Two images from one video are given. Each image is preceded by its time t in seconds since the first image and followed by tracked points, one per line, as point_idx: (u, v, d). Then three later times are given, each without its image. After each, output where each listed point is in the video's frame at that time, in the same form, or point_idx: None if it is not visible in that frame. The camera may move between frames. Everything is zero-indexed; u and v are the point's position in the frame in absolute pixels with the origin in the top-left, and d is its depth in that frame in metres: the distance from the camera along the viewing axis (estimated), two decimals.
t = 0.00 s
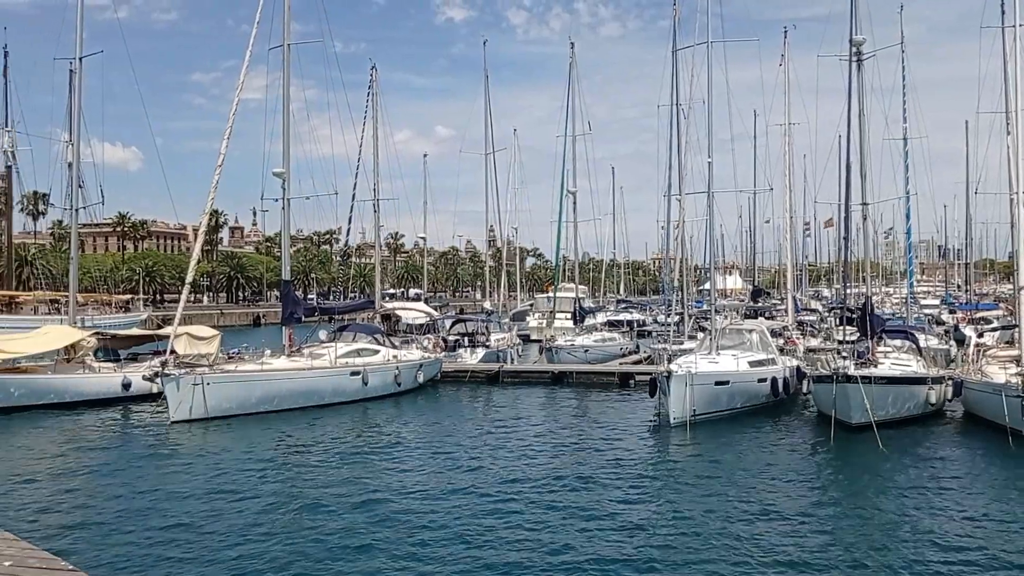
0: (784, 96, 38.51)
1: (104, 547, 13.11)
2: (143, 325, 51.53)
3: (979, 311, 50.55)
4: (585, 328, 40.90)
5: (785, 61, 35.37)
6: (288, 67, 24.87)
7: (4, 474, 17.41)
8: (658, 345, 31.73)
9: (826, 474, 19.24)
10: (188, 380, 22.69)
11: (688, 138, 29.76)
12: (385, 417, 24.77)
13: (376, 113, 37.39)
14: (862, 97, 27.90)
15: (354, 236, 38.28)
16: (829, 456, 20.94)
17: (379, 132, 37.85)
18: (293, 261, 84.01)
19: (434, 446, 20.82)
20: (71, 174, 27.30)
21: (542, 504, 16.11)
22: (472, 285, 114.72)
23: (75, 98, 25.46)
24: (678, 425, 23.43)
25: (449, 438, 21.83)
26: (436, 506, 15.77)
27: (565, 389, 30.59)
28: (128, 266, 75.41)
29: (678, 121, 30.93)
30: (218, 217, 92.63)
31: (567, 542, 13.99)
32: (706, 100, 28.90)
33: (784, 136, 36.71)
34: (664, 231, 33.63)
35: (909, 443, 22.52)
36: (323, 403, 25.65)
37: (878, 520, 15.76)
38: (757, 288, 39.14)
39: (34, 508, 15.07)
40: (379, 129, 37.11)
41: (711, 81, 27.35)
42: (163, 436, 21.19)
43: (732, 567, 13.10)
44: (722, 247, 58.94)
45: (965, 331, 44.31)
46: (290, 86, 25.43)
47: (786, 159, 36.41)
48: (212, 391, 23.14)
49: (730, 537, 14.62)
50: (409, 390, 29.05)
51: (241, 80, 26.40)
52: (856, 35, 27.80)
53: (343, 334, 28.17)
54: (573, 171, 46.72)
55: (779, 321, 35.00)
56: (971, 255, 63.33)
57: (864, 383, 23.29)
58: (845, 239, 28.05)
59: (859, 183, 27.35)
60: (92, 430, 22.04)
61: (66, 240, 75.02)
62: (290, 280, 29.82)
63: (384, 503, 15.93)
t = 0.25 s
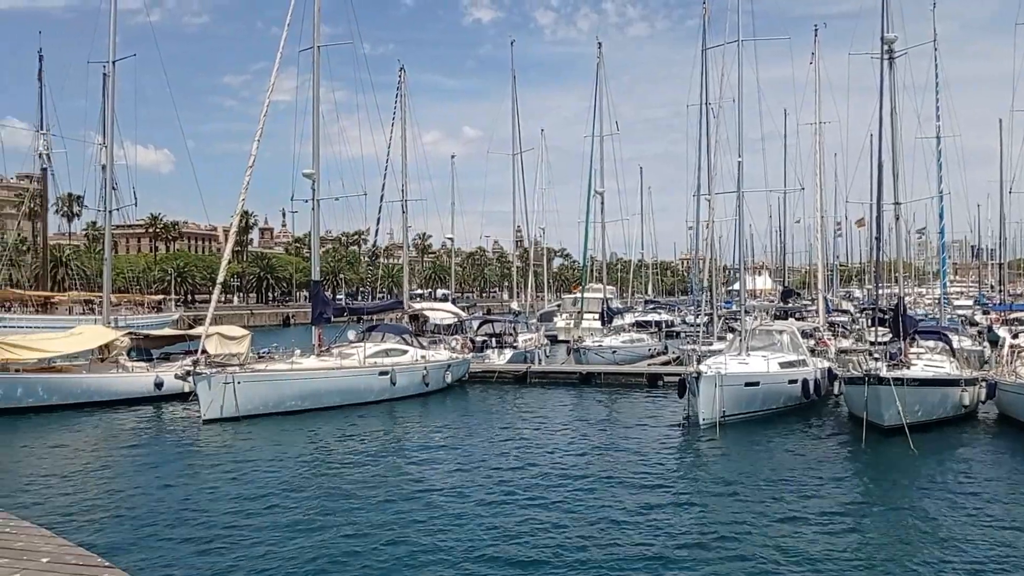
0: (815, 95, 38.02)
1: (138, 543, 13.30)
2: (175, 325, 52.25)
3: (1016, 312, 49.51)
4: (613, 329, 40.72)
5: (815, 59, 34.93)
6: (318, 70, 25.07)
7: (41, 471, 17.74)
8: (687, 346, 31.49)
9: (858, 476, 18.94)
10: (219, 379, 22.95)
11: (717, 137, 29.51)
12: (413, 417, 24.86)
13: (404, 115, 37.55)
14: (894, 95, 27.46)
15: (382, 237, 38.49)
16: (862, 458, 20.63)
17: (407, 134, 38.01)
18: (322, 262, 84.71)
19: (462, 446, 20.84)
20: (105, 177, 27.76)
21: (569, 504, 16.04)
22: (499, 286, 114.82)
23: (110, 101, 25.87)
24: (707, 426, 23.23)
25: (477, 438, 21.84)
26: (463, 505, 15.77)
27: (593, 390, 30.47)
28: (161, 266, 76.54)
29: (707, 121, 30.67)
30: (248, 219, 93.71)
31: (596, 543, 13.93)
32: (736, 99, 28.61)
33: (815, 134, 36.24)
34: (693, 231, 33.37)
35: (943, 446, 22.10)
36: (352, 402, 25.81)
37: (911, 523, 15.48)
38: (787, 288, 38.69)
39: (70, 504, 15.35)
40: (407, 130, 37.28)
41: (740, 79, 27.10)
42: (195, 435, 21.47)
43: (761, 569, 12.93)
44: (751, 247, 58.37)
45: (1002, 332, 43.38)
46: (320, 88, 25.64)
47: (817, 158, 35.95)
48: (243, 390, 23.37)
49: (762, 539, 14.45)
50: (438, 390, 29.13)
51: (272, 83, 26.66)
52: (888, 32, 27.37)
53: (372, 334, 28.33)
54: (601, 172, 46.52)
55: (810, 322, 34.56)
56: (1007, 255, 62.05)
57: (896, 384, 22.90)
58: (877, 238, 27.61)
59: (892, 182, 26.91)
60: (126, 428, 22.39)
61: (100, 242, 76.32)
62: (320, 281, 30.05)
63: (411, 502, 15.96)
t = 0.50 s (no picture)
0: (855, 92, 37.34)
1: (179, 540, 13.51)
2: (214, 325, 53.06)
3: None
4: (648, 330, 40.42)
5: (855, 56, 34.30)
6: (354, 73, 25.25)
7: (85, 468, 18.11)
8: (723, 347, 31.10)
9: (901, 480, 18.50)
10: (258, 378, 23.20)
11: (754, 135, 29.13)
12: (448, 417, 24.93)
13: (439, 116, 37.69)
14: (938, 91, 26.84)
15: (417, 237, 38.65)
16: (904, 461, 20.19)
17: (442, 135, 38.15)
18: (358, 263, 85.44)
19: (496, 447, 20.81)
20: (147, 180, 28.28)
21: (603, 505, 15.93)
22: (533, 287, 114.75)
23: (151, 105, 26.35)
24: (745, 428, 22.91)
25: (511, 438, 21.80)
26: (497, 505, 15.74)
27: (628, 391, 30.25)
28: (200, 268, 77.83)
29: (745, 119, 30.29)
30: (285, 221, 94.90)
31: (632, 544, 13.81)
32: (774, 97, 28.21)
33: (855, 133, 35.58)
34: (729, 231, 32.98)
35: (988, 450, 21.51)
36: (387, 402, 25.94)
37: (956, 527, 15.09)
38: (826, 289, 38.06)
39: (114, 501, 15.65)
40: (442, 132, 37.41)
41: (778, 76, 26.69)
42: (234, 434, 21.76)
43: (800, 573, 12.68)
44: (789, 248, 57.53)
45: None
46: (356, 90, 25.83)
47: (856, 156, 35.29)
48: (280, 390, 23.60)
49: (802, 542, 14.21)
50: (472, 391, 29.15)
51: (310, 86, 26.93)
52: (931, 28, 26.78)
53: (407, 334, 28.46)
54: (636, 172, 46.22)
55: (850, 323, 33.92)
56: None
57: (938, 387, 22.36)
58: (919, 238, 27.01)
59: (934, 180, 26.31)
60: (166, 427, 22.75)
61: (142, 244, 77.88)
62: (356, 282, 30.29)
63: (446, 501, 15.97)
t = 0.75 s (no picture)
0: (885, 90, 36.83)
1: (209, 538, 13.64)
2: (243, 326, 53.60)
3: None
4: (675, 330, 40.15)
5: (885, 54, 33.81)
6: (380, 75, 25.39)
7: (117, 467, 18.36)
8: (752, 348, 30.79)
9: (935, 482, 18.16)
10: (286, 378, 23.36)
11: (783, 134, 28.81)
12: (474, 418, 24.94)
13: (465, 118, 37.76)
14: (971, 88, 26.37)
15: (443, 238, 38.75)
16: (937, 464, 19.83)
17: (468, 136, 38.21)
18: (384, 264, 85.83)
19: (523, 447, 20.77)
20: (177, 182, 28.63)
21: (631, 506, 15.82)
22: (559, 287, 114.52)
23: (181, 109, 26.69)
24: (774, 429, 22.65)
25: (538, 439, 21.74)
26: (524, 505, 15.70)
27: (656, 392, 30.05)
28: (229, 269, 78.67)
29: (773, 118, 29.97)
30: (313, 222, 95.68)
31: (660, 545, 13.71)
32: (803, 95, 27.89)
33: (885, 131, 35.07)
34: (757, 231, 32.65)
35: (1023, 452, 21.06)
36: (415, 403, 26.02)
37: (992, 530, 14.77)
38: (855, 289, 37.54)
39: (145, 499, 15.85)
40: (468, 132, 37.45)
41: (807, 74, 26.38)
42: (262, 433, 21.95)
43: None
44: (818, 247, 56.84)
45: None
46: (383, 92, 25.95)
47: (887, 155, 34.77)
48: (309, 390, 23.77)
49: (833, 545, 14.00)
50: (499, 391, 29.14)
51: (337, 89, 27.13)
52: (963, 24, 26.32)
53: (433, 335, 28.53)
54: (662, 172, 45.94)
55: (880, 324, 33.41)
56: None
57: (969, 389, 21.95)
58: (951, 237, 26.54)
59: (967, 178, 25.85)
60: (197, 426, 23.01)
61: (172, 246, 78.89)
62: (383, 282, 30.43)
63: (473, 501, 15.96)
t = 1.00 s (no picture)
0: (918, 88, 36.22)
1: (239, 537, 13.74)
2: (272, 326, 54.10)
3: None
4: (703, 331, 39.82)
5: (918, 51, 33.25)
6: (407, 76, 25.46)
7: (149, 466, 18.59)
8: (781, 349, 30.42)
9: (970, 486, 17.78)
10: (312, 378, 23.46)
11: (814, 132, 28.44)
12: (500, 419, 24.93)
13: (491, 118, 37.76)
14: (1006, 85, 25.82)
15: (470, 239, 38.76)
16: (971, 467, 19.46)
17: (495, 137, 38.21)
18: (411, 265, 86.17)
19: (550, 448, 20.69)
20: (207, 183, 28.91)
21: (659, 508, 15.67)
22: (586, 288, 114.18)
23: (211, 112, 26.98)
24: (805, 431, 22.36)
25: (565, 440, 21.65)
26: (550, 506, 15.63)
27: (684, 393, 29.81)
28: (258, 270, 79.48)
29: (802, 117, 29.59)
30: (341, 224, 96.38)
31: (686, 547, 13.59)
32: (833, 93, 27.50)
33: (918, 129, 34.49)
34: (786, 231, 32.27)
35: None
36: (442, 403, 26.06)
37: None
38: (887, 290, 36.95)
39: (177, 498, 16.04)
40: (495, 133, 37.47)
41: (838, 72, 26.01)
42: (291, 433, 22.11)
43: None
44: (849, 248, 56.07)
45: None
46: (410, 94, 26.04)
47: (919, 154, 34.18)
48: (337, 390, 23.91)
49: (864, 549, 13.79)
50: (526, 392, 29.09)
51: (364, 91, 27.26)
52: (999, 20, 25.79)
53: (460, 335, 28.55)
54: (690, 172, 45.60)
55: (913, 325, 32.84)
56: None
57: (1003, 391, 21.48)
58: (986, 237, 26.01)
59: (1002, 177, 25.31)
60: (226, 426, 23.23)
61: (203, 247, 79.88)
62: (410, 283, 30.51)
63: (499, 502, 15.92)
